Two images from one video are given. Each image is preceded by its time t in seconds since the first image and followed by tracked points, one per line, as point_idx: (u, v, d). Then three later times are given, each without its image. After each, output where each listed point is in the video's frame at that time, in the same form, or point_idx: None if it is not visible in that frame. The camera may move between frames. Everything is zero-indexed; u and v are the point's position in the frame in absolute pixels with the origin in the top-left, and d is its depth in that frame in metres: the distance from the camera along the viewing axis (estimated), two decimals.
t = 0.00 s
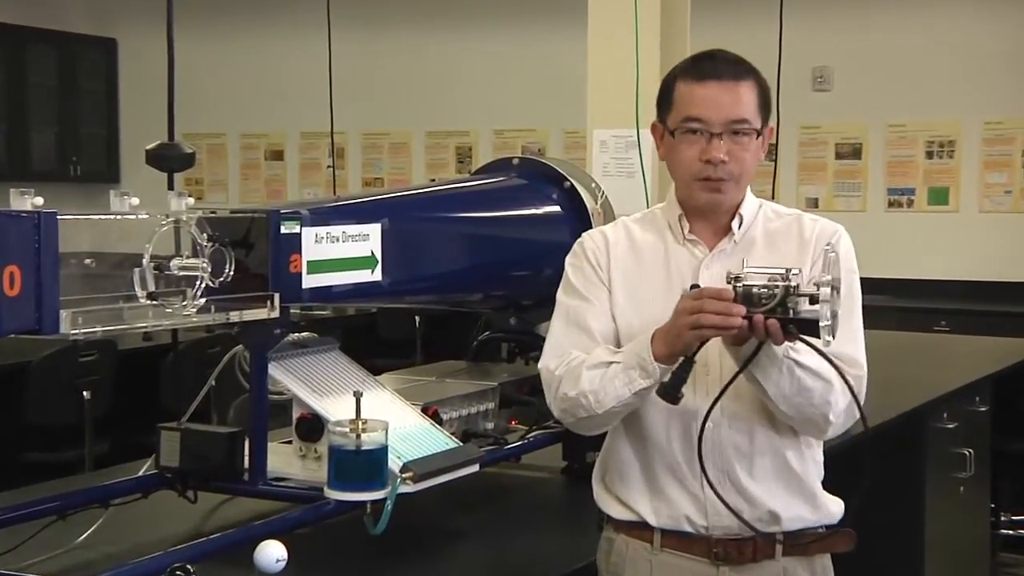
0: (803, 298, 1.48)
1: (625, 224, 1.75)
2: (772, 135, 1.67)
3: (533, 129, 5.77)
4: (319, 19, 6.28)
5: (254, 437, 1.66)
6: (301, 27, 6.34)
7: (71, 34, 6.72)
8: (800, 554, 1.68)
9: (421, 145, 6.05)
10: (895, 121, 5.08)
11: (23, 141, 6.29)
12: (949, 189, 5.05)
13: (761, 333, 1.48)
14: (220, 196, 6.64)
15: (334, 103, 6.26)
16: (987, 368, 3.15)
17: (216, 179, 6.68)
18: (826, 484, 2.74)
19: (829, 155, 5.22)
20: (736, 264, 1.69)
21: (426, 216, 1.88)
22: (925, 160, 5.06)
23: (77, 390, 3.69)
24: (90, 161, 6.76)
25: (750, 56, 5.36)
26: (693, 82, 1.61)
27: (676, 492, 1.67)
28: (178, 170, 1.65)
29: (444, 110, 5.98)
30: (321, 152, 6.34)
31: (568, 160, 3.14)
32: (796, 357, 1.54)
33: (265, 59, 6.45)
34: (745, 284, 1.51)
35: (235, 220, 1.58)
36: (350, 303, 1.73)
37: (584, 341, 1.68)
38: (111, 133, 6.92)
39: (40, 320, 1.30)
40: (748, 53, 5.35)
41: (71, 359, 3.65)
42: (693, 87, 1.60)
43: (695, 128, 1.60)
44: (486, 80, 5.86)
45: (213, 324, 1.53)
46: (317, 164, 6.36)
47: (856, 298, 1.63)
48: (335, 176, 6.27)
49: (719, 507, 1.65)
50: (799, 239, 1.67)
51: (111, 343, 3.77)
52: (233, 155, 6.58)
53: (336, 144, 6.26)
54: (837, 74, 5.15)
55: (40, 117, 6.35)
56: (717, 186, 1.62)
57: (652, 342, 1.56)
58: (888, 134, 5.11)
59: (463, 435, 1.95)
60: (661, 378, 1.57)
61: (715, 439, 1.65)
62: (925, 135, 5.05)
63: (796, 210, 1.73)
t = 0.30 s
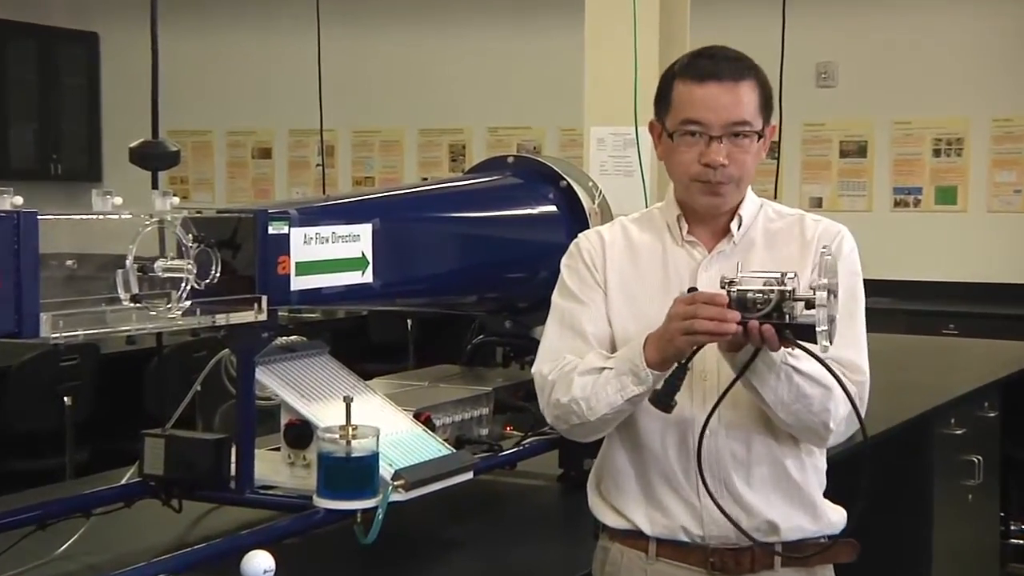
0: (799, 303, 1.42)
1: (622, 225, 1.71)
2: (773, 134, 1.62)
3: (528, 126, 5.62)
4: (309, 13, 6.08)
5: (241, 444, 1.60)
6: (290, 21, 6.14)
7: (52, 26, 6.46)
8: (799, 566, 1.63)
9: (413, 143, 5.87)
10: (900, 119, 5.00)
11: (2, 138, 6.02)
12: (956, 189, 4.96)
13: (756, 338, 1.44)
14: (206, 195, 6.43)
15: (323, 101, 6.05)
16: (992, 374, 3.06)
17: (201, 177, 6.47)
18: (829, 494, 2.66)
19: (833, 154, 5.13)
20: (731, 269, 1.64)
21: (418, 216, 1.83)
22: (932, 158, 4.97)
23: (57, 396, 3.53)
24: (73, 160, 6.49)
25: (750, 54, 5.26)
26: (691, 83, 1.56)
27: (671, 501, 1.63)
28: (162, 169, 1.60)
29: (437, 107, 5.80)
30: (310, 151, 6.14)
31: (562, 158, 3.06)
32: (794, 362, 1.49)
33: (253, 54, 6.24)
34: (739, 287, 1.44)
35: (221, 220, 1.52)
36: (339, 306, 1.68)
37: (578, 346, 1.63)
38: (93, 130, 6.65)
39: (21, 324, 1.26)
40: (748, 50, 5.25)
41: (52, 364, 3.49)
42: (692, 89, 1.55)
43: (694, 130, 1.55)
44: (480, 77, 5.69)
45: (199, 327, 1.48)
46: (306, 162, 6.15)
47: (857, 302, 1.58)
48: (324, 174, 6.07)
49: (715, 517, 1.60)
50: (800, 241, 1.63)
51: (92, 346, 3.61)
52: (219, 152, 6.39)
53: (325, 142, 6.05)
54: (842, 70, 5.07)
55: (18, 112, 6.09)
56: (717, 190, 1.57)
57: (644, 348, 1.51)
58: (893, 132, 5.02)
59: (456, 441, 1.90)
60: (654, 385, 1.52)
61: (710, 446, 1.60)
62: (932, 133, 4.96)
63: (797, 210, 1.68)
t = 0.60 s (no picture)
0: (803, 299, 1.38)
1: (620, 224, 1.66)
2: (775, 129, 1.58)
3: (524, 121, 5.57)
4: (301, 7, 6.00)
5: (229, 448, 1.55)
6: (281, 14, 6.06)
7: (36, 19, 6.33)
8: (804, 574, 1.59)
9: (407, 138, 5.80)
10: (908, 114, 4.93)
11: None
12: (966, 185, 4.90)
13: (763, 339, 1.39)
14: (193, 192, 6.33)
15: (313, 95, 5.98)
16: (1004, 377, 3.00)
17: (188, 174, 6.37)
18: (834, 498, 2.61)
19: (839, 150, 5.06)
20: (733, 269, 1.60)
21: (412, 214, 1.79)
22: (941, 154, 4.92)
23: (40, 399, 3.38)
24: (56, 157, 6.36)
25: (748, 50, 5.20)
26: (690, 75, 1.52)
27: (672, 508, 1.58)
28: (148, 166, 1.55)
29: (432, 103, 5.74)
30: (301, 147, 6.07)
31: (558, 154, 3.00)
32: (799, 363, 1.45)
33: (242, 48, 6.16)
34: (742, 286, 1.40)
35: (209, 218, 1.48)
36: (331, 306, 1.63)
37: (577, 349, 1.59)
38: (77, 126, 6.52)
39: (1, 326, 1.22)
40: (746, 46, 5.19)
41: (36, 367, 3.32)
42: (691, 81, 1.51)
43: (694, 123, 1.51)
44: (476, 72, 5.63)
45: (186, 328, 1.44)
46: (297, 159, 6.08)
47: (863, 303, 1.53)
48: (316, 171, 5.99)
49: (716, 523, 1.56)
50: (804, 240, 1.58)
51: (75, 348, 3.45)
52: (207, 149, 6.30)
53: (317, 138, 5.99)
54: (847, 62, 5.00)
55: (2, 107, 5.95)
56: (717, 186, 1.53)
57: (643, 350, 1.46)
58: (901, 128, 4.96)
59: (451, 445, 1.85)
60: (654, 388, 1.48)
61: (713, 450, 1.56)
62: (941, 129, 4.90)
63: (801, 207, 1.64)
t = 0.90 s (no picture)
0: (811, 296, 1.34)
1: (621, 223, 1.62)
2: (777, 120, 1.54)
3: (523, 117, 5.52)
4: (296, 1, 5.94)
5: (219, 453, 1.50)
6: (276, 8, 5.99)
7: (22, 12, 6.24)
8: None
9: (403, 134, 5.76)
10: (919, 109, 4.84)
11: None
12: (978, 182, 4.80)
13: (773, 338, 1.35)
14: (183, 189, 6.28)
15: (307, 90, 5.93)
16: (1013, 378, 2.95)
17: (177, 170, 6.32)
18: (841, 503, 2.56)
19: (847, 146, 4.95)
20: (739, 265, 1.55)
21: (407, 212, 1.75)
22: (951, 150, 4.81)
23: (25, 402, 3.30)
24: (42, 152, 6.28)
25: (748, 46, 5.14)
26: (689, 61, 1.49)
27: (676, 513, 1.53)
28: (136, 163, 1.50)
29: (429, 98, 5.69)
30: (293, 143, 6.02)
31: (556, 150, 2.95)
32: (809, 362, 1.40)
33: (235, 42, 6.09)
34: (745, 285, 1.36)
35: (199, 216, 1.43)
36: (325, 306, 1.59)
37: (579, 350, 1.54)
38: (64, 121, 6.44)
39: None
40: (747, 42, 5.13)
41: (21, 370, 3.24)
42: (690, 66, 1.49)
43: (694, 108, 1.48)
44: (475, 68, 5.58)
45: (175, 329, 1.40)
46: (289, 155, 6.02)
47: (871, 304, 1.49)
48: (309, 167, 5.95)
49: (721, 529, 1.52)
50: (811, 237, 1.54)
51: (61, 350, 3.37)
52: (196, 146, 6.25)
53: (310, 134, 5.94)
54: (855, 56, 4.89)
55: None
56: (720, 173, 1.49)
57: (644, 350, 1.42)
58: (911, 124, 4.86)
59: (448, 449, 1.81)
60: (654, 389, 1.43)
61: (717, 454, 1.52)
62: (952, 124, 4.80)
63: (808, 205, 1.59)
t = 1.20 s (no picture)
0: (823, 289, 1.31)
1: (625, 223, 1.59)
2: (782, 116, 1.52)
3: (522, 114, 5.47)
4: None
5: (208, 462, 1.44)
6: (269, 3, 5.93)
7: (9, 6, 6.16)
8: None
9: (397, 131, 5.71)
10: (928, 106, 4.76)
11: None
12: (991, 180, 4.74)
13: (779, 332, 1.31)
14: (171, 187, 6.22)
15: (299, 86, 5.87)
16: None
17: (165, 168, 6.25)
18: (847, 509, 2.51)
19: (855, 143, 4.87)
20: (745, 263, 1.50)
21: (403, 212, 1.70)
22: (962, 148, 4.74)
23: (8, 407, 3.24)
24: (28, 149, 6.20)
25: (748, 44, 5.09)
26: (691, 48, 1.49)
27: (678, 520, 1.49)
28: (122, 161, 1.46)
29: (425, 96, 5.64)
30: (285, 141, 5.96)
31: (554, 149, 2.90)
32: (823, 361, 1.36)
33: (227, 38, 6.03)
34: (757, 275, 1.33)
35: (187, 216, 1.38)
36: (318, 308, 1.54)
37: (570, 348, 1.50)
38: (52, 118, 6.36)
39: None
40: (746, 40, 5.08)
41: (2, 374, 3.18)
42: (693, 53, 1.48)
43: (696, 92, 1.46)
44: (473, 65, 5.53)
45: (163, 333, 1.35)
46: (281, 153, 5.97)
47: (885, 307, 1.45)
48: (301, 165, 5.89)
49: (725, 536, 1.47)
50: (821, 237, 1.50)
51: (45, 355, 3.31)
52: (185, 143, 6.19)
53: (302, 131, 5.89)
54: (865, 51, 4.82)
55: None
56: (723, 158, 1.44)
57: (623, 335, 1.37)
58: (920, 120, 4.78)
59: (444, 455, 1.76)
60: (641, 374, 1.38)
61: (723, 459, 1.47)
62: (964, 121, 4.73)
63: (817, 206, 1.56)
